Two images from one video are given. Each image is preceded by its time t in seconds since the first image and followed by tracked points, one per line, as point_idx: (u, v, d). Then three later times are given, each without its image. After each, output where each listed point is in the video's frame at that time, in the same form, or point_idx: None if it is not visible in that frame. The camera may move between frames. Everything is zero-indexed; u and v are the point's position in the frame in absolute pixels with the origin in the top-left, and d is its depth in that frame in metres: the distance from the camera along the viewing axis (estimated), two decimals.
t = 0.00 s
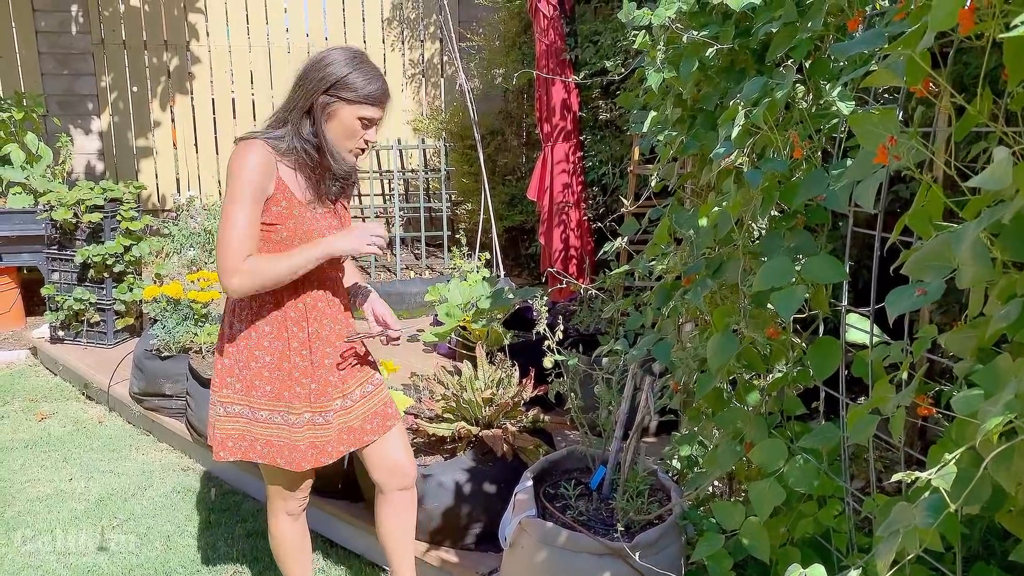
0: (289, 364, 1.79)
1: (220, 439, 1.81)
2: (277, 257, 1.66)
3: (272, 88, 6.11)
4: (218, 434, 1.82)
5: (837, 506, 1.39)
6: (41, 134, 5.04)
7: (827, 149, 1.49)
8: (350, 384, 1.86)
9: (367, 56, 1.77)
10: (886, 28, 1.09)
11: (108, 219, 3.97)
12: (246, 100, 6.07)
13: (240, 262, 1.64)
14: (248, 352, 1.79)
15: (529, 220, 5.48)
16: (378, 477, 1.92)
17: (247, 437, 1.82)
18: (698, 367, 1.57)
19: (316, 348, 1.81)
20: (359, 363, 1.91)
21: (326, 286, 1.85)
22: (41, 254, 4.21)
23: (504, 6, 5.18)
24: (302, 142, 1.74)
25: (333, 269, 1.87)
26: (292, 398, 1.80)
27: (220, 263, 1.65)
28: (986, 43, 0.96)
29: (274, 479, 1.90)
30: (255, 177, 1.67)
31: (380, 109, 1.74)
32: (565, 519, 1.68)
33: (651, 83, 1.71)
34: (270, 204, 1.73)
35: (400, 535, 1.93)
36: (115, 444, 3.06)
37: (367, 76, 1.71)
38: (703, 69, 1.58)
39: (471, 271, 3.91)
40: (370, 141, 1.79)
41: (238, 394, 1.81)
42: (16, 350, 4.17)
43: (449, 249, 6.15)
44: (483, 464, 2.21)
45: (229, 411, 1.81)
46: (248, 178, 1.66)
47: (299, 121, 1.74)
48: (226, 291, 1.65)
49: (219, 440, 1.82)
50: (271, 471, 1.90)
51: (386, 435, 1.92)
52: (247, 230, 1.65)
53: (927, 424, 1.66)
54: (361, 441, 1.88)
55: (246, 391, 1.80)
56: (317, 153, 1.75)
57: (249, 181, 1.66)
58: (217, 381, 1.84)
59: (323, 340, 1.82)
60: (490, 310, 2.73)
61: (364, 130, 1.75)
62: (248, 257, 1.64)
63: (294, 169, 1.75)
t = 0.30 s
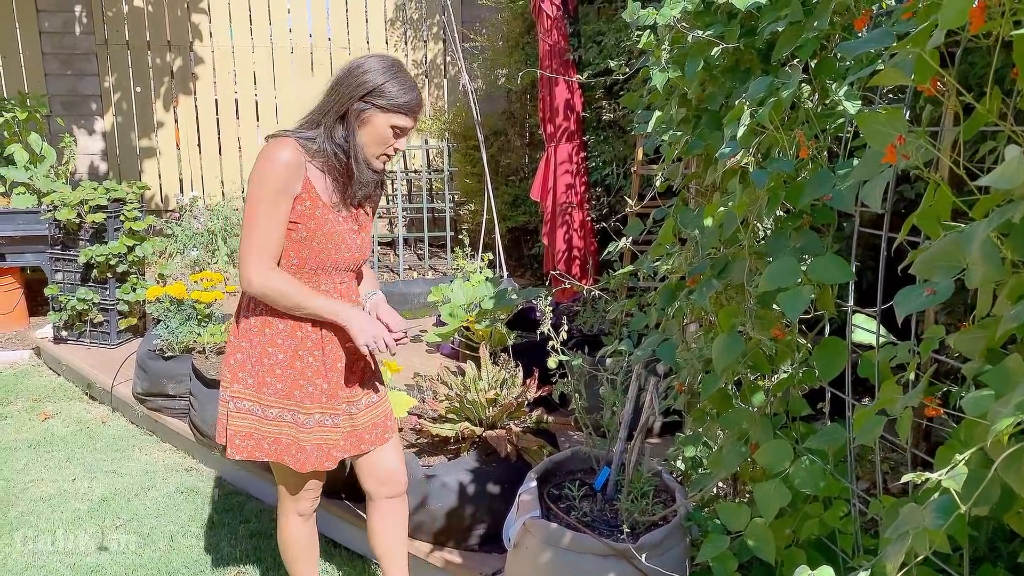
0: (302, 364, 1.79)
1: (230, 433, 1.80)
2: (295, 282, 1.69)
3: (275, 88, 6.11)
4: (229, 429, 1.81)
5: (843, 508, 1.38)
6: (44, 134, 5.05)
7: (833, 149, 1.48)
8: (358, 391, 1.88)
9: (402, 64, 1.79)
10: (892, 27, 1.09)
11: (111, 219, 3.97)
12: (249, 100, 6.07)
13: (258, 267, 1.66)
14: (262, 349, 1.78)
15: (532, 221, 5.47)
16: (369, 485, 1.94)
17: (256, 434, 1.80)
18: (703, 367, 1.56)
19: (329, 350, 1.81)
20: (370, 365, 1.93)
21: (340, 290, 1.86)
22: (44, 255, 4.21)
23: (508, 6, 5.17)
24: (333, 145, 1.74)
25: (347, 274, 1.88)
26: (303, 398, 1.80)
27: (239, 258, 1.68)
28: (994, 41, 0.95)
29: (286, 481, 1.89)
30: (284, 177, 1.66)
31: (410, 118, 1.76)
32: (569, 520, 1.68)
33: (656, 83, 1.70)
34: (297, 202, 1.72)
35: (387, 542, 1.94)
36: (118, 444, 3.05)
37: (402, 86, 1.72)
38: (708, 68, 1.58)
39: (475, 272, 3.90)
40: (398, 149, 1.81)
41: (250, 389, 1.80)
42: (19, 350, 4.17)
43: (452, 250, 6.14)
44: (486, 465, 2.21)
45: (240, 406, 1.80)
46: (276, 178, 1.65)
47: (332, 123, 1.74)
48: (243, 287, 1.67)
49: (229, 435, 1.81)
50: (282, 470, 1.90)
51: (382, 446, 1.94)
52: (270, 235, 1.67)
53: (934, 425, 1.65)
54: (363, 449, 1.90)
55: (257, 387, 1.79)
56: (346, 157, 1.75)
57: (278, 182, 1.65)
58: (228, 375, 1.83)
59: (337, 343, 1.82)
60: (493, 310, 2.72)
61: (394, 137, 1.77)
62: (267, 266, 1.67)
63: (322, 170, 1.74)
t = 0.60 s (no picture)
0: (296, 363, 1.79)
1: (224, 413, 1.85)
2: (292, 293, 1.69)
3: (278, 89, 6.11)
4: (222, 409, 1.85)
5: (845, 508, 1.38)
6: (48, 134, 5.05)
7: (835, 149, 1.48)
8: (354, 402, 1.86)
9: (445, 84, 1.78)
10: (896, 25, 1.08)
11: (114, 219, 3.97)
12: (252, 101, 6.08)
13: (265, 262, 1.67)
14: (260, 340, 1.80)
15: (534, 221, 5.47)
16: (377, 487, 1.93)
17: (247, 421, 1.84)
18: (705, 367, 1.56)
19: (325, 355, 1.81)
20: (372, 374, 1.91)
21: (348, 299, 1.85)
22: (47, 255, 4.22)
23: (510, 6, 5.18)
24: (371, 161, 1.72)
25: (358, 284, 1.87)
26: (292, 395, 1.80)
27: (252, 245, 1.69)
28: (998, 40, 0.95)
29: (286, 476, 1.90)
30: (313, 178, 1.67)
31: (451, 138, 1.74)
32: (570, 520, 1.67)
33: (658, 82, 1.70)
34: (319, 204, 1.73)
35: (390, 543, 1.93)
36: (121, 444, 3.06)
37: (445, 104, 1.71)
38: (710, 67, 1.58)
39: (477, 272, 3.90)
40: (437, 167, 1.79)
41: (244, 376, 1.82)
42: (22, 350, 4.17)
43: (454, 250, 6.14)
44: (488, 465, 2.20)
45: (235, 391, 1.84)
46: (306, 177, 1.66)
47: (372, 139, 1.73)
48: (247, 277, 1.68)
49: (223, 416, 1.85)
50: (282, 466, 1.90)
51: (390, 451, 1.91)
52: (285, 232, 1.68)
53: (936, 425, 1.64)
54: (365, 454, 1.87)
55: (252, 376, 1.82)
56: (383, 173, 1.73)
57: (306, 182, 1.66)
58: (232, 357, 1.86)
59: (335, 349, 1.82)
60: (495, 310, 2.72)
61: (434, 155, 1.75)
62: (274, 263, 1.67)
63: (354, 180, 1.74)
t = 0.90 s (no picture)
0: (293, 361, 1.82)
1: (229, 394, 1.94)
2: (296, 300, 1.72)
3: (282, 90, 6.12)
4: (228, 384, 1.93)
5: (849, 510, 1.37)
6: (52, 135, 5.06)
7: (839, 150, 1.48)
8: (345, 413, 1.85)
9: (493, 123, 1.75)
10: (900, 25, 1.08)
11: (118, 220, 3.96)
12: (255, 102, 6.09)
13: (283, 264, 1.70)
14: (269, 330, 1.85)
15: (537, 222, 5.46)
16: (382, 488, 1.92)
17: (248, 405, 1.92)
18: (708, 369, 1.56)
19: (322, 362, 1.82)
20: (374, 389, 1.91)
21: (357, 316, 1.85)
22: (51, 255, 4.23)
23: (514, 7, 5.17)
24: (422, 201, 1.68)
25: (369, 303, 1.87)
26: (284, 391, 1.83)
27: (279, 241, 1.73)
28: (1002, 41, 0.95)
29: (287, 471, 1.91)
30: (353, 197, 1.68)
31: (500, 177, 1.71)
32: (574, 522, 1.67)
33: (661, 83, 1.69)
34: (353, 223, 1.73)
35: (395, 542, 1.92)
36: (124, 444, 3.06)
37: (495, 144, 1.68)
38: (714, 68, 1.58)
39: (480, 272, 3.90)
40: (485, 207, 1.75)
41: (248, 360, 1.88)
42: (25, 350, 4.17)
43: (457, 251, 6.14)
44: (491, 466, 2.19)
45: (237, 372, 1.89)
46: (345, 194, 1.67)
47: (423, 179, 1.68)
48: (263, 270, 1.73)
49: (229, 397, 1.95)
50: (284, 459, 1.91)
51: (396, 454, 1.90)
52: (311, 240, 1.69)
53: (940, 427, 1.64)
54: (366, 454, 1.87)
55: (254, 363, 1.86)
56: (434, 214, 1.69)
57: (343, 198, 1.67)
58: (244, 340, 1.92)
59: (335, 359, 1.83)
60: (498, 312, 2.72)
61: (483, 195, 1.71)
62: (290, 266, 1.71)
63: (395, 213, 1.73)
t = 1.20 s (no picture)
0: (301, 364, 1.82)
1: (239, 389, 1.96)
2: (310, 311, 1.72)
3: (285, 90, 6.12)
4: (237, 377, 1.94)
5: (855, 515, 1.36)
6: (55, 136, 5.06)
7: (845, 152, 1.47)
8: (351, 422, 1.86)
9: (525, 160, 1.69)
10: (908, 28, 1.07)
11: (121, 221, 3.95)
12: (259, 102, 6.09)
13: (303, 276, 1.69)
14: (281, 332, 1.84)
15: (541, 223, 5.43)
16: (387, 490, 1.91)
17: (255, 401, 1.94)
18: (713, 373, 1.55)
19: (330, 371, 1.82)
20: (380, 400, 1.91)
21: (366, 329, 1.85)
22: (55, 257, 4.23)
23: (517, 8, 5.16)
24: (450, 237, 1.63)
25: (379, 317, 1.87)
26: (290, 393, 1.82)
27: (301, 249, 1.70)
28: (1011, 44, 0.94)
29: (292, 472, 1.91)
30: (382, 222, 1.65)
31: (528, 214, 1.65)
32: (579, 525, 1.67)
33: (666, 85, 1.68)
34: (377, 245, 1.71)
35: (400, 545, 1.92)
36: (127, 446, 3.05)
37: (526, 183, 1.63)
38: (719, 70, 1.58)
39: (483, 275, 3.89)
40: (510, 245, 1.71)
41: (256, 357, 1.87)
42: (30, 351, 4.18)
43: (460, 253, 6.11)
44: (495, 469, 2.19)
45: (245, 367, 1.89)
46: (375, 219, 1.64)
47: (452, 215, 1.63)
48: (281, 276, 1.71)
49: (238, 390, 1.97)
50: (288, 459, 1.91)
51: (401, 458, 1.90)
52: (333, 257, 1.67)
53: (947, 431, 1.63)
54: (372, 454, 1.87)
55: (261, 362, 1.86)
56: (461, 250, 1.65)
57: (373, 224, 1.64)
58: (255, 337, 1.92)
59: (343, 368, 1.83)
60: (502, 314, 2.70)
61: (510, 234, 1.67)
62: (309, 277, 1.69)
63: (417, 242, 1.72)
